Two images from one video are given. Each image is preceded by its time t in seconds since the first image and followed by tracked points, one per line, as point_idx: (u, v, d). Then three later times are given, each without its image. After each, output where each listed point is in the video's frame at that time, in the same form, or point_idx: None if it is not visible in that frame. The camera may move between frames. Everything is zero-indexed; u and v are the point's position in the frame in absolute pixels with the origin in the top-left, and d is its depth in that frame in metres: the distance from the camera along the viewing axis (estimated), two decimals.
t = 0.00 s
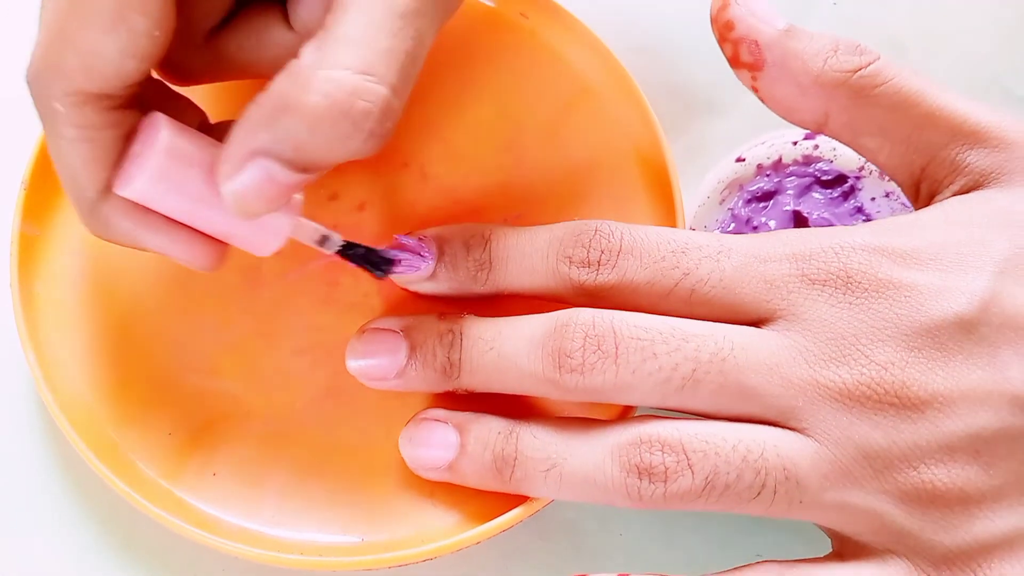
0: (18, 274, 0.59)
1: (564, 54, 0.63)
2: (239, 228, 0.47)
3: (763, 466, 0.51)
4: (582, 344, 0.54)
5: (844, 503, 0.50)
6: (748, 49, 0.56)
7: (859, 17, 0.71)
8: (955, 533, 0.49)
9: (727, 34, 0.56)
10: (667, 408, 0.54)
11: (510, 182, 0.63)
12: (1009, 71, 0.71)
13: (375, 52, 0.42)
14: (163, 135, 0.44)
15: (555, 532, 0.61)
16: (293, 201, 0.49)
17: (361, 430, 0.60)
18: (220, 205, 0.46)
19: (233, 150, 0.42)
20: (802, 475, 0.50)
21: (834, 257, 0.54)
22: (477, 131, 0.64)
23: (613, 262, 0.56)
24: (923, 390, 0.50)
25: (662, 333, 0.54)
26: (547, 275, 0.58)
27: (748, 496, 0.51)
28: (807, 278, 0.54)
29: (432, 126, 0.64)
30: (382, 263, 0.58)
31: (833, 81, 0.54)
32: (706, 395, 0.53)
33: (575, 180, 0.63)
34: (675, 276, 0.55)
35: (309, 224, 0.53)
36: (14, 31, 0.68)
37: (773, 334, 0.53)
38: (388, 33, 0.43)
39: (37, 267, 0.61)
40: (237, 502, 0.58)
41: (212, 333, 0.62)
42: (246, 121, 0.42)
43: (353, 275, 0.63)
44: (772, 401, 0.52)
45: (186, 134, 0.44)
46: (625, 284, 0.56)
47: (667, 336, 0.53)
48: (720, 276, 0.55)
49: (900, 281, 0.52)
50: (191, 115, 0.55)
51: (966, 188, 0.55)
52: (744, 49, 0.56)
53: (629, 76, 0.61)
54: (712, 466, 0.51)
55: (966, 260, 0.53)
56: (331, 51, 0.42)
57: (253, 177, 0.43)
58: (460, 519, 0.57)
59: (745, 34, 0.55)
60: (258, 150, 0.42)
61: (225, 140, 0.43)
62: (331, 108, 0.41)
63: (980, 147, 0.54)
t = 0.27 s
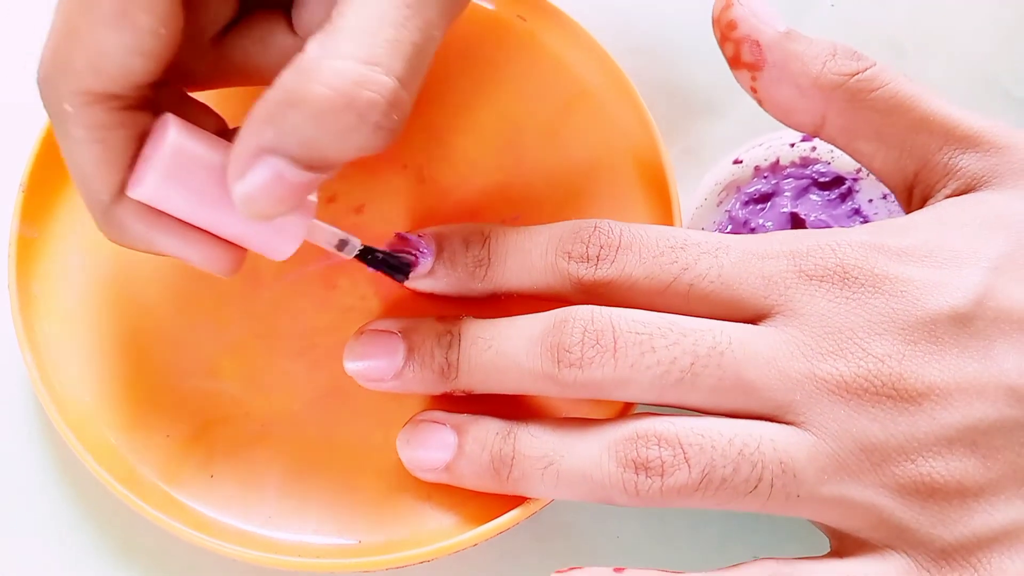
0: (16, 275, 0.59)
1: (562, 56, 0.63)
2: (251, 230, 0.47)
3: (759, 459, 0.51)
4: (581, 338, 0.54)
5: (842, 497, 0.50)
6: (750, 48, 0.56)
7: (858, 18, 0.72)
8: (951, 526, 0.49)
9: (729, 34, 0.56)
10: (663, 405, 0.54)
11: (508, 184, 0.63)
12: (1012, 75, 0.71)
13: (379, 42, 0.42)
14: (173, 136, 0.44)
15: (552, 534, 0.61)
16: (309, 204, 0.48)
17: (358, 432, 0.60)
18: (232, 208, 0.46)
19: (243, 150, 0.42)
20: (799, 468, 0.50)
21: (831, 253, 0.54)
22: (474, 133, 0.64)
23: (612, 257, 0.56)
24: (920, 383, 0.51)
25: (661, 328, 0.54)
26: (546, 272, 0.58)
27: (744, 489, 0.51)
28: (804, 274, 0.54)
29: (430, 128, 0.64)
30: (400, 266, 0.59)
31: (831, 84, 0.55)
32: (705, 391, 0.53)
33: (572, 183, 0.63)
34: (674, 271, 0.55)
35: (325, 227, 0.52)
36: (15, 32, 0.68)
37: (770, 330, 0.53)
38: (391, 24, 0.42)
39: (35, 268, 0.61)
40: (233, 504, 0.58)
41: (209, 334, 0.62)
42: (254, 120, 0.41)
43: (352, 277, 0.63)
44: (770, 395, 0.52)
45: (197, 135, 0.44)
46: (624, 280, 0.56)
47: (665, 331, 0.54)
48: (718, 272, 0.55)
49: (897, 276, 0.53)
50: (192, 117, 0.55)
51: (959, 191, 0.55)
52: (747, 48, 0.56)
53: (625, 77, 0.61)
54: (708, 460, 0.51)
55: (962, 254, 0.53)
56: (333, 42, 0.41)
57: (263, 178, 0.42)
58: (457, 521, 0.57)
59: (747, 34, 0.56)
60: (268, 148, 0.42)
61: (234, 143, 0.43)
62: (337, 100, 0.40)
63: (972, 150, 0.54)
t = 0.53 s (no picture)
0: (12, 277, 0.60)
1: (561, 57, 0.63)
2: (230, 225, 0.47)
3: (760, 458, 0.51)
4: (582, 337, 0.54)
5: (842, 495, 0.50)
6: (746, 56, 0.56)
7: (858, 20, 0.72)
8: (952, 524, 0.49)
9: (726, 42, 0.56)
10: (664, 404, 0.54)
11: (508, 185, 0.63)
12: (1011, 76, 0.72)
13: (373, 49, 0.41)
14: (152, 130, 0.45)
15: (552, 534, 0.61)
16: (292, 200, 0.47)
17: (358, 433, 0.60)
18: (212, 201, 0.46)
19: (225, 146, 0.43)
20: (799, 467, 0.50)
21: (831, 253, 0.54)
22: (473, 134, 0.64)
23: (612, 257, 0.56)
24: (920, 381, 0.51)
25: (662, 327, 0.54)
26: (546, 272, 0.58)
27: (745, 488, 0.51)
28: (804, 273, 0.54)
29: (429, 130, 0.64)
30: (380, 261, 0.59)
31: (827, 92, 0.55)
32: (705, 390, 0.53)
33: (572, 184, 0.63)
34: (674, 271, 0.55)
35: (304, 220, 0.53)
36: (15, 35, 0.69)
37: (771, 329, 0.53)
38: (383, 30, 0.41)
39: (33, 269, 0.61)
40: (233, 505, 0.58)
41: (208, 336, 0.62)
42: (242, 121, 0.42)
43: (352, 279, 0.63)
44: (770, 395, 0.52)
45: (178, 132, 0.46)
46: (624, 279, 0.56)
47: (666, 330, 0.54)
48: (719, 272, 0.55)
49: (896, 275, 0.53)
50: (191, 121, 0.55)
51: (956, 195, 0.55)
52: (743, 56, 0.56)
53: (625, 81, 0.62)
54: (709, 458, 0.51)
55: (962, 254, 0.53)
56: (324, 48, 0.40)
57: (244, 174, 0.43)
58: (457, 522, 0.57)
59: (744, 42, 0.56)
60: (252, 149, 0.42)
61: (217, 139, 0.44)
62: (324, 112, 0.39)
63: (967, 155, 0.55)
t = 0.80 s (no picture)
0: (12, 276, 0.59)
1: (560, 56, 0.63)
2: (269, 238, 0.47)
3: (758, 457, 0.51)
4: (580, 336, 0.54)
5: (841, 494, 0.50)
6: (744, 55, 0.56)
7: (857, 19, 0.72)
8: (952, 524, 0.49)
9: (724, 40, 0.56)
10: (662, 404, 0.54)
11: (507, 184, 0.63)
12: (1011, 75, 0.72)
13: (391, 50, 0.41)
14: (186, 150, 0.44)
15: (551, 534, 0.60)
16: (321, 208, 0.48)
17: (357, 433, 0.60)
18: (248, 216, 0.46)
19: (257, 163, 0.43)
20: (798, 466, 0.50)
21: (830, 251, 0.54)
22: (471, 132, 0.64)
23: (610, 256, 0.56)
24: (919, 379, 0.51)
25: (660, 326, 0.54)
26: (544, 272, 0.58)
27: (743, 488, 0.51)
28: (803, 272, 0.54)
29: (426, 128, 0.64)
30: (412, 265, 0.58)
31: (825, 90, 0.55)
32: (704, 389, 0.53)
33: (571, 183, 0.63)
34: (673, 270, 0.55)
35: (336, 227, 0.52)
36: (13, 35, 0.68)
37: (769, 328, 0.53)
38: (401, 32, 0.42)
39: (32, 269, 0.61)
40: (231, 505, 0.58)
41: (206, 336, 0.62)
42: (270, 133, 0.42)
43: (350, 279, 0.63)
44: (769, 394, 0.52)
45: (208, 147, 0.45)
46: (622, 278, 0.56)
47: (664, 329, 0.54)
48: (717, 270, 0.55)
49: (895, 273, 0.53)
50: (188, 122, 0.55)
51: (954, 194, 0.55)
52: (741, 55, 0.56)
53: (622, 77, 0.61)
54: (707, 458, 0.51)
55: (961, 252, 0.53)
56: (343, 58, 0.41)
57: (276, 187, 0.43)
58: (455, 522, 0.57)
59: (742, 41, 0.56)
60: (279, 160, 0.42)
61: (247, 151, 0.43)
62: (349, 113, 0.40)
63: (965, 153, 0.55)
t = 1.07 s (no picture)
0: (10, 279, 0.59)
1: (558, 57, 0.63)
2: (206, 212, 0.46)
3: (757, 459, 0.50)
4: (578, 338, 0.54)
5: (840, 496, 0.50)
6: (742, 55, 0.56)
7: (856, 20, 0.72)
8: (951, 526, 0.49)
9: (722, 40, 0.56)
10: (661, 406, 0.54)
11: (505, 185, 0.63)
12: (1010, 77, 0.71)
13: (342, 28, 0.42)
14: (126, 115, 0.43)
15: (549, 535, 0.60)
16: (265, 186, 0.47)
17: (355, 434, 0.60)
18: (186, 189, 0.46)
19: (197, 128, 0.42)
20: (797, 468, 0.50)
21: (828, 252, 0.54)
22: (469, 133, 0.64)
23: (609, 257, 0.56)
24: (918, 381, 0.51)
25: (658, 327, 0.54)
26: (542, 273, 0.58)
27: (741, 490, 0.50)
28: (802, 273, 0.54)
29: (425, 129, 0.64)
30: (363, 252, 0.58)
31: (823, 90, 0.55)
32: (702, 391, 0.53)
33: (569, 183, 0.63)
34: (671, 271, 0.55)
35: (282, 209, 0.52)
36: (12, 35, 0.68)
37: (768, 330, 0.53)
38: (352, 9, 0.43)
39: (30, 271, 0.61)
40: (229, 507, 0.58)
41: (205, 338, 0.62)
42: (213, 99, 0.42)
43: (349, 280, 0.63)
44: (768, 395, 0.52)
45: (149, 115, 0.44)
46: (621, 280, 0.56)
47: (662, 331, 0.54)
48: (716, 272, 0.55)
49: (894, 274, 0.53)
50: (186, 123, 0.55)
51: (954, 194, 0.55)
52: (739, 56, 0.56)
53: (620, 77, 0.61)
54: (705, 461, 0.51)
55: (960, 253, 0.53)
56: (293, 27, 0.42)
57: (217, 158, 0.42)
58: (453, 524, 0.56)
59: (740, 41, 0.55)
60: (223, 128, 0.42)
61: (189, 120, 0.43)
62: (295, 84, 0.41)
63: (965, 153, 0.54)
